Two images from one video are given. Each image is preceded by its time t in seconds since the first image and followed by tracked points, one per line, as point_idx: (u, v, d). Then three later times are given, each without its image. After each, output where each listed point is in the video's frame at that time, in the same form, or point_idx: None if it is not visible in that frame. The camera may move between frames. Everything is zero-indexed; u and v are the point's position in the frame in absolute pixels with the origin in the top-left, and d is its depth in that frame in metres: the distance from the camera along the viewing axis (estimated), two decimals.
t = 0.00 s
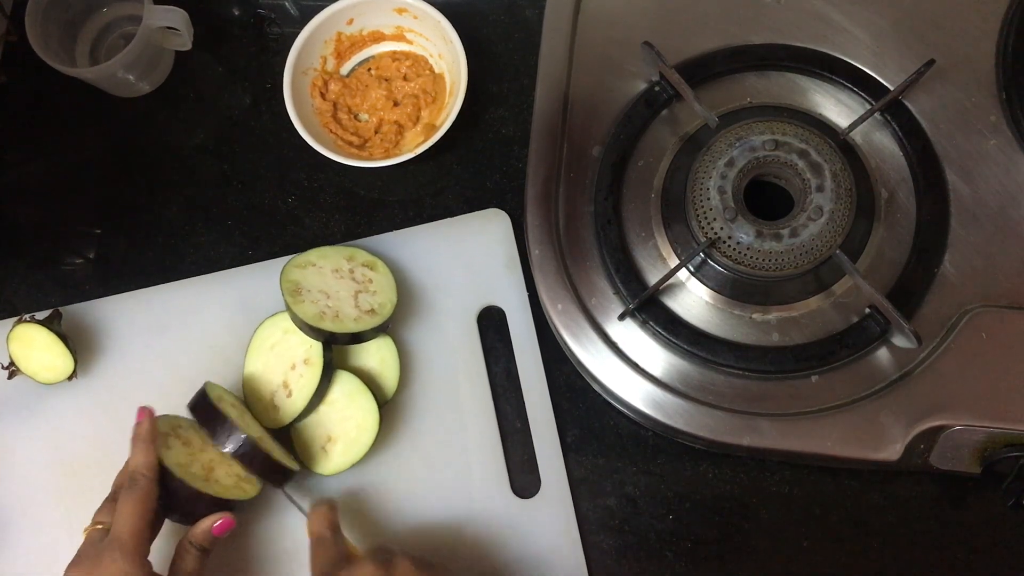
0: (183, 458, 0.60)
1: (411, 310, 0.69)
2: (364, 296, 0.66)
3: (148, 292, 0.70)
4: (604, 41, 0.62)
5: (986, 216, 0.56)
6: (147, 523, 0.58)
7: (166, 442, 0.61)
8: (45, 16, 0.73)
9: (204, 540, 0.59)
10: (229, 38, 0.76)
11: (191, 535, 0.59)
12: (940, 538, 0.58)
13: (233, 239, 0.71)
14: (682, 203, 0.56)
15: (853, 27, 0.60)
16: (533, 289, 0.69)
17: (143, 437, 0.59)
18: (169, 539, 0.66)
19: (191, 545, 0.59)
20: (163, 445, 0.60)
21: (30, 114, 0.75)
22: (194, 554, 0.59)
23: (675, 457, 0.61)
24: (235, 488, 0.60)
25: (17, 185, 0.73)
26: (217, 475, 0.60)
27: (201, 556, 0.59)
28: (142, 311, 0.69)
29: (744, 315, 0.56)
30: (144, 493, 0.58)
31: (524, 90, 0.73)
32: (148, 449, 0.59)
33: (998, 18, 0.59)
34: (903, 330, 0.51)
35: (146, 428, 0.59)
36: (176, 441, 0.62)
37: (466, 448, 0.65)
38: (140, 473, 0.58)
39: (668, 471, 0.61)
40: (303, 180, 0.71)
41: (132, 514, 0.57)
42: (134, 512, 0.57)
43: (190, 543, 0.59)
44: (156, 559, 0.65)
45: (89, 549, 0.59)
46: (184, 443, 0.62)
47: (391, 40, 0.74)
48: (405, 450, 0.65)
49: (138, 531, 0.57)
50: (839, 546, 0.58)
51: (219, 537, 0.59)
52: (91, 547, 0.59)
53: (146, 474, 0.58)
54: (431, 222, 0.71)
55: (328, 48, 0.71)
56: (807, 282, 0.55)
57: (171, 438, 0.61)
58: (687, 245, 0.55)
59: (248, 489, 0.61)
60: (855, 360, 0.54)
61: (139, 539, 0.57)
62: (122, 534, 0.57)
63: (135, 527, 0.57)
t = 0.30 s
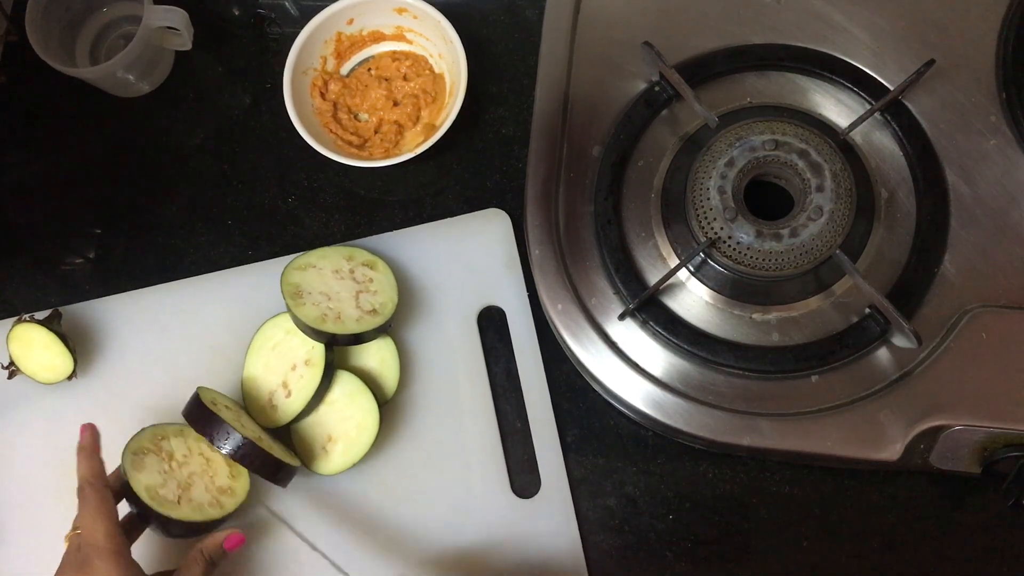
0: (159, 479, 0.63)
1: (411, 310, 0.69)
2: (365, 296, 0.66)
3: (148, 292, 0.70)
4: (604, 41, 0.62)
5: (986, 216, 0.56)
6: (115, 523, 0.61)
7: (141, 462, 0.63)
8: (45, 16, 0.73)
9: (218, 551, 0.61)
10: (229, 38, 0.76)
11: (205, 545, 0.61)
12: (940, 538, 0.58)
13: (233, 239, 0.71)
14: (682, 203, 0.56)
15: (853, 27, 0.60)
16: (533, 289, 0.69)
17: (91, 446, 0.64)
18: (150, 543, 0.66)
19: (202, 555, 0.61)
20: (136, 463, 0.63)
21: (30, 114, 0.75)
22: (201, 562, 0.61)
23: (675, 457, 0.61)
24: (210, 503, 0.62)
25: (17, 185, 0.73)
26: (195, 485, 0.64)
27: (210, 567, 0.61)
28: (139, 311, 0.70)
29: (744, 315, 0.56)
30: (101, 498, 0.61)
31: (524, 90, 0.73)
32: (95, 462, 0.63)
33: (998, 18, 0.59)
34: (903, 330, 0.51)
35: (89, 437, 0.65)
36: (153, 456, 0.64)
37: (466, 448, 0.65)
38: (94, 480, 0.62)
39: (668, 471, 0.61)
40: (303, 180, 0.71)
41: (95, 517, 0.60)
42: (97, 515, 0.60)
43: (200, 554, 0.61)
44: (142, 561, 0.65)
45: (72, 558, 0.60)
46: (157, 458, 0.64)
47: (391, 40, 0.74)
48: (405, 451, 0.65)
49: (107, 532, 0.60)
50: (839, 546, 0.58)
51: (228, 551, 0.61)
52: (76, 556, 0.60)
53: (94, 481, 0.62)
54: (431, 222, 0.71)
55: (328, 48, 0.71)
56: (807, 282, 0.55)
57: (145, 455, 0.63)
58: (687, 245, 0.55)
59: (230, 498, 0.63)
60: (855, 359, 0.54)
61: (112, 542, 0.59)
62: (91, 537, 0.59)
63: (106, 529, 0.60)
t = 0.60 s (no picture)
0: (166, 508, 0.64)
1: (412, 310, 0.69)
2: (365, 296, 0.66)
3: (148, 291, 0.70)
4: (604, 41, 0.62)
5: (986, 216, 0.56)
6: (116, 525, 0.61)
7: (142, 493, 0.63)
8: (45, 16, 0.73)
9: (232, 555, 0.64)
10: (229, 38, 0.76)
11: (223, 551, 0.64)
12: (939, 538, 0.58)
13: (233, 239, 0.71)
14: (682, 203, 0.56)
15: (853, 27, 0.60)
16: (533, 289, 0.69)
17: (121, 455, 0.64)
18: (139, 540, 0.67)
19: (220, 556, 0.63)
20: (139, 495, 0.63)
21: (30, 114, 0.75)
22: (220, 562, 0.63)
23: (675, 457, 0.61)
24: (221, 521, 0.64)
25: (17, 186, 0.73)
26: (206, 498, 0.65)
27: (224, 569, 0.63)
28: (139, 311, 0.70)
29: (744, 315, 0.56)
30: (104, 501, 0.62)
31: (524, 90, 0.73)
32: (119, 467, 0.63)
33: (998, 18, 0.59)
34: (903, 330, 0.51)
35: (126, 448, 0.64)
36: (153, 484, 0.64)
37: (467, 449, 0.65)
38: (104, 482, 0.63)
39: (668, 471, 0.61)
40: (303, 180, 0.71)
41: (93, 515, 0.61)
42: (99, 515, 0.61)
43: (219, 554, 0.63)
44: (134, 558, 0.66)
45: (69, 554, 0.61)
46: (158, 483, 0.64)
47: (391, 40, 0.74)
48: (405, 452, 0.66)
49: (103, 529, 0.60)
50: (839, 545, 0.58)
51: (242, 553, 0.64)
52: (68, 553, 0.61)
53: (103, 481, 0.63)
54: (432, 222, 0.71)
55: (328, 48, 0.71)
56: (807, 282, 0.55)
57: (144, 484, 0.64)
58: (687, 245, 0.55)
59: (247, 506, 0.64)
60: (855, 360, 0.54)
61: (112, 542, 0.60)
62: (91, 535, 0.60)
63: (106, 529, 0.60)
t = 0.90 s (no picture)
0: (121, 532, 0.64)
1: (411, 310, 0.69)
2: (365, 298, 0.66)
3: (147, 291, 0.70)
4: (604, 41, 0.62)
5: (986, 216, 0.56)
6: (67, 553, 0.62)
7: (98, 518, 0.63)
8: (45, 16, 0.73)
9: None
10: (229, 38, 0.76)
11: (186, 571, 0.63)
12: (939, 538, 0.58)
13: (233, 239, 0.71)
14: (682, 203, 0.56)
15: (853, 27, 0.60)
16: (533, 289, 0.69)
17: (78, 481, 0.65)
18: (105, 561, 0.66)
19: None
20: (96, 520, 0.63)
21: (31, 114, 0.75)
22: None
23: (674, 457, 0.61)
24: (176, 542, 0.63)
25: (18, 186, 0.73)
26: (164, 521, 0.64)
27: None
28: (139, 311, 0.70)
29: (744, 315, 0.56)
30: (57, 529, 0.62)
31: (524, 90, 0.73)
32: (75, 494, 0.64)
33: (999, 18, 0.59)
34: (903, 330, 0.51)
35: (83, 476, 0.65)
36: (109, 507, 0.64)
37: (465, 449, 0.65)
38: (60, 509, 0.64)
39: (668, 471, 0.61)
40: (303, 180, 0.71)
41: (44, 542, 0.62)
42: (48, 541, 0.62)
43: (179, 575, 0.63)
44: None
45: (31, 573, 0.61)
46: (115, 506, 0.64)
47: (391, 39, 0.74)
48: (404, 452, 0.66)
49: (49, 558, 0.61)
50: (839, 545, 0.58)
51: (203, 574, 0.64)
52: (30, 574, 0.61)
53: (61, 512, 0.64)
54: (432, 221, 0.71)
55: (329, 48, 0.71)
56: (807, 282, 0.55)
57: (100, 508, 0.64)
58: (687, 245, 0.55)
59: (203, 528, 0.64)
60: (855, 359, 0.54)
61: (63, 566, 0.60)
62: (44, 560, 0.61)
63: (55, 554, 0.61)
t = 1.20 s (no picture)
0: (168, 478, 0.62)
1: (411, 309, 0.69)
2: (365, 298, 0.66)
3: (147, 291, 0.70)
4: (604, 41, 0.62)
5: (985, 216, 0.56)
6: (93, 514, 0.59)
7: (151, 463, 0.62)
8: (45, 16, 0.73)
9: (203, 554, 0.59)
10: (229, 38, 0.76)
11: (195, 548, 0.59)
12: (939, 538, 0.58)
13: (233, 239, 0.71)
14: (682, 203, 0.56)
15: (853, 27, 0.60)
16: (533, 289, 0.69)
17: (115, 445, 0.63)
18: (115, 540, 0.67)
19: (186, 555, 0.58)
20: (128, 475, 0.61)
21: (31, 114, 0.75)
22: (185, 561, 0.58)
23: (674, 457, 0.61)
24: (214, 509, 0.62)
25: (18, 186, 0.73)
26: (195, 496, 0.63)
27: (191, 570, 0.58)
28: (140, 311, 0.70)
29: (744, 315, 0.56)
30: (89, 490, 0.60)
31: (524, 90, 0.73)
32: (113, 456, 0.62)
33: (998, 17, 0.59)
34: (903, 330, 0.51)
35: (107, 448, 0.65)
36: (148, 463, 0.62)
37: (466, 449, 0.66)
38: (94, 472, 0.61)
39: (668, 471, 0.61)
40: (303, 180, 0.71)
41: (82, 504, 0.59)
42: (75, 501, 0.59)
43: (186, 550, 0.59)
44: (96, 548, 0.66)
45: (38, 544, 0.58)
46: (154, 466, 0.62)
47: (391, 40, 0.74)
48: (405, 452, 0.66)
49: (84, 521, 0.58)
50: (839, 545, 0.58)
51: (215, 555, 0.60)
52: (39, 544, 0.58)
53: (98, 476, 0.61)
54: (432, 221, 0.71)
55: (329, 48, 0.71)
56: (807, 282, 0.55)
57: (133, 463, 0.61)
58: (687, 246, 0.55)
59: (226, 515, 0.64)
60: (855, 360, 0.54)
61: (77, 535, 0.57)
62: (64, 526, 0.57)
63: (80, 517, 0.58)
